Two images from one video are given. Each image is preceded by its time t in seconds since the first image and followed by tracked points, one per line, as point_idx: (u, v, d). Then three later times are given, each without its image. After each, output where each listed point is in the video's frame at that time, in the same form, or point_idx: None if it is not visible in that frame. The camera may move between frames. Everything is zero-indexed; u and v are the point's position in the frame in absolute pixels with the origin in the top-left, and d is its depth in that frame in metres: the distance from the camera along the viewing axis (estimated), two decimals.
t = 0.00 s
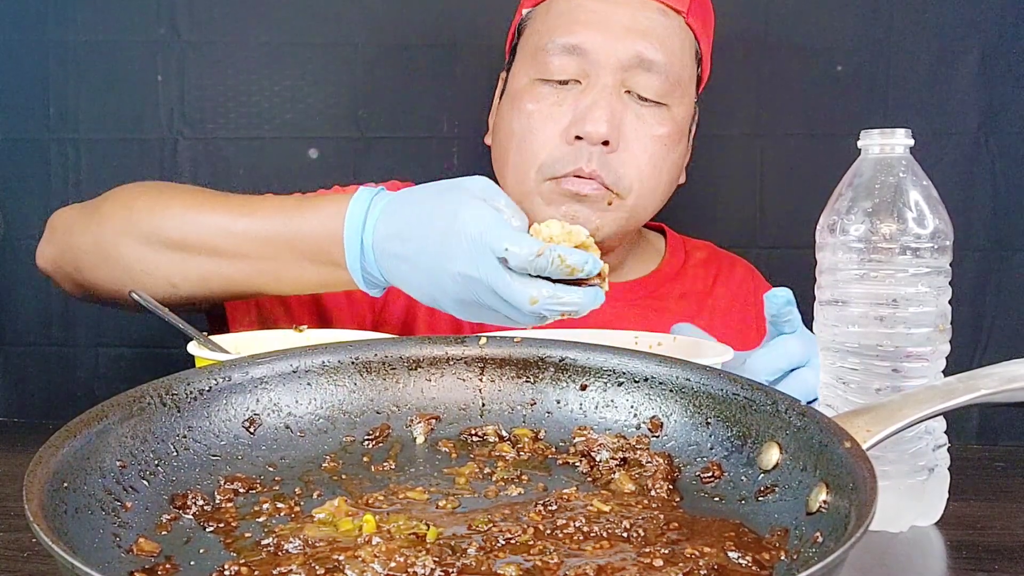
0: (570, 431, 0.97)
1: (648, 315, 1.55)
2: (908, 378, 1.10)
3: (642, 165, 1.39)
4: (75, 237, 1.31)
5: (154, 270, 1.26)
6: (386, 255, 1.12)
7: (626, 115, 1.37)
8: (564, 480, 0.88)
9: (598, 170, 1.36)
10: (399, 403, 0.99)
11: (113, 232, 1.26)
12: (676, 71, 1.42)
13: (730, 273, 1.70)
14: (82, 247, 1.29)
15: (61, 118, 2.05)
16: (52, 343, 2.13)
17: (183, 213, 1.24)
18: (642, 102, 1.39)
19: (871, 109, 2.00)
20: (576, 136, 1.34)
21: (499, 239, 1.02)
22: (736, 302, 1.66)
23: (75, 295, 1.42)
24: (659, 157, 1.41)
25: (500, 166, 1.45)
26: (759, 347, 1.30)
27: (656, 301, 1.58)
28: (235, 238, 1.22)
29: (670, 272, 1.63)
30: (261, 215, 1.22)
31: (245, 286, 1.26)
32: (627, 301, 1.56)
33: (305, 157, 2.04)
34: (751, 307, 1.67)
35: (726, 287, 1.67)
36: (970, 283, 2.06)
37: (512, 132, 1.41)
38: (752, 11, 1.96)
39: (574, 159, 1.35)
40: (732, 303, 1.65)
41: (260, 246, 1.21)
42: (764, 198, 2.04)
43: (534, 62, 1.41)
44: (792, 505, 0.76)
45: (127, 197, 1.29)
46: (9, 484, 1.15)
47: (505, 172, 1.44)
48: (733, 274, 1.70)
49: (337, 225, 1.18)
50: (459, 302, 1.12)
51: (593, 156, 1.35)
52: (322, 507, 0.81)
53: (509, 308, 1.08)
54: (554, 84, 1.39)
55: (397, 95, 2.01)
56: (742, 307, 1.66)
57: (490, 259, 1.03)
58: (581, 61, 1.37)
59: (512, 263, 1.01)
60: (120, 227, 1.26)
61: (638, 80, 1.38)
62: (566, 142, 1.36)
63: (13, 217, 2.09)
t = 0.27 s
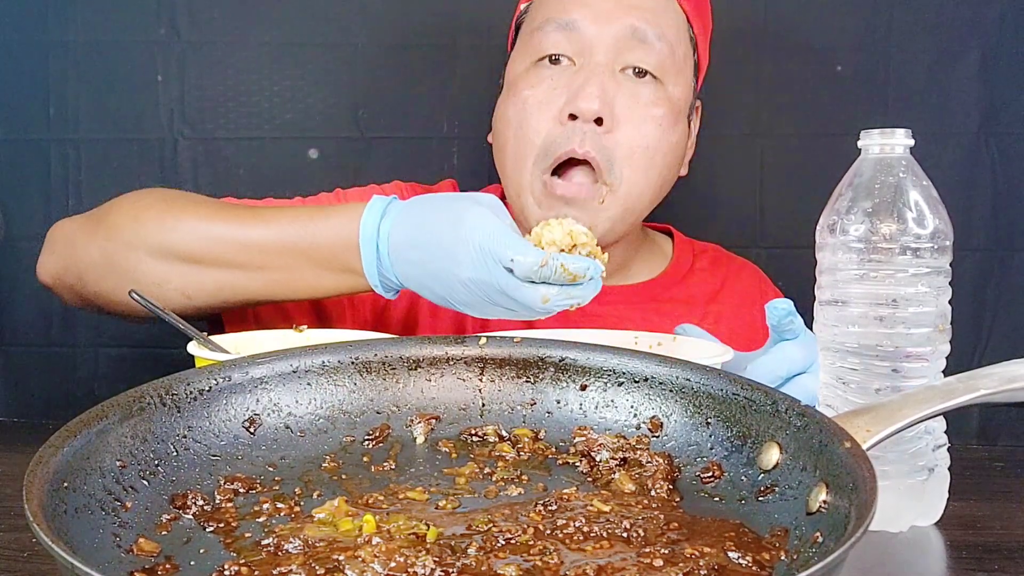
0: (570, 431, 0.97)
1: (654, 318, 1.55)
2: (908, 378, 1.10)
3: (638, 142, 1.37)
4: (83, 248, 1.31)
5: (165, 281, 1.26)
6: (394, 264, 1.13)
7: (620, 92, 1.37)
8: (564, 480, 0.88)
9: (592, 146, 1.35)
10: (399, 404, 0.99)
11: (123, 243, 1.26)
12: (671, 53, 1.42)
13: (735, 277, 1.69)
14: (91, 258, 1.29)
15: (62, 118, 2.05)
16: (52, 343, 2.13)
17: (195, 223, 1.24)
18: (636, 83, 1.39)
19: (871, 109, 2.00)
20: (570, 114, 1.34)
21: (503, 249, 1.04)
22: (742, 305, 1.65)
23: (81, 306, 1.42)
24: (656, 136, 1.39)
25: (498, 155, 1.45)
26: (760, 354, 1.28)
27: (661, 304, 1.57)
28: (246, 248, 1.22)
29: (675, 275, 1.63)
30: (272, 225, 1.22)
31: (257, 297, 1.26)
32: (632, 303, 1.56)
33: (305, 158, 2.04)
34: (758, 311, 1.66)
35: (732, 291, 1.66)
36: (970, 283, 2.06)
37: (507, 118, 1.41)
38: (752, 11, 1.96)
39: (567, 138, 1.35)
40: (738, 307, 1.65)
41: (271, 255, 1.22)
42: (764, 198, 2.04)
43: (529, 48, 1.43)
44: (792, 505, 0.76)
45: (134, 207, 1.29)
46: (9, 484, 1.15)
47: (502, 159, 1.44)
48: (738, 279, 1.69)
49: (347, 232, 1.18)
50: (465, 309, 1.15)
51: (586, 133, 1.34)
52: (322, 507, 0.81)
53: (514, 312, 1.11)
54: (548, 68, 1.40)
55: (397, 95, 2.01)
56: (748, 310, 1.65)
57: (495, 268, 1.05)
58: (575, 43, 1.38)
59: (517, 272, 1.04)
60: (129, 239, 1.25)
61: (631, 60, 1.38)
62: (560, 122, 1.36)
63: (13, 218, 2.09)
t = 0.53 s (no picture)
0: (570, 430, 0.97)
1: (654, 318, 1.56)
2: (908, 378, 1.11)
3: (641, 135, 1.38)
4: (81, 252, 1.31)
5: (166, 282, 1.26)
6: (392, 257, 1.14)
7: (622, 85, 1.37)
8: (564, 480, 0.88)
9: (596, 139, 1.34)
10: (399, 404, 0.99)
11: (122, 246, 1.26)
12: (671, 45, 1.43)
13: (738, 276, 1.69)
14: (90, 263, 1.29)
15: (62, 118, 2.05)
16: (52, 343, 2.13)
17: (193, 223, 1.24)
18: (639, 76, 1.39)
19: (871, 109, 2.00)
20: (572, 107, 1.34)
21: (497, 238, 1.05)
22: (743, 306, 1.65)
23: (82, 310, 1.42)
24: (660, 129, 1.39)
25: (500, 151, 1.44)
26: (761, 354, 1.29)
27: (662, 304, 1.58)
28: (245, 246, 1.22)
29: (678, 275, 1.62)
30: (271, 222, 1.22)
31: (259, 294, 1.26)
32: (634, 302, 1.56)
33: (305, 157, 2.04)
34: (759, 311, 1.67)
35: (734, 292, 1.66)
36: (970, 283, 2.06)
37: (509, 112, 1.40)
38: (752, 11, 1.96)
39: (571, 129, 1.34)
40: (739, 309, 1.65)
41: (270, 253, 1.21)
42: (764, 198, 2.04)
43: (530, 44, 1.43)
44: (792, 505, 0.76)
45: (132, 208, 1.29)
46: (9, 484, 1.15)
47: (505, 154, 1.43)
48: (742, 279, 1.69)
49: (345, 226, 1.18)
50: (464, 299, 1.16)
51: (590, 127, 1.34)
52: (322, 507, 0.81)
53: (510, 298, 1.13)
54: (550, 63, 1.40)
55: (397, 95, 2.01)
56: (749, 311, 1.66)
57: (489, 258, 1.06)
58: (575, 38, 1.38)
59: (511, 261, 1.05)
60: (128, 241, 1.25)
61: (634, 53, 1.38)
62: (562, 114, 1.36)
63: (13, 217, 2.09)
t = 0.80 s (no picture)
0: (570, 431, 0.97)
1: (654, 316, 1.55)
2: (908, 378, 1.11)
3: (640, 149, 1.38)
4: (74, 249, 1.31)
5: (157, 276, 1.26)
6: (382, 244, 1.13)
7: (620, 99, 1.37)
8: (564, 480, 0.88)
9: (594, 154, 1.34)
10: (399, 403, 0.99)
11: (114, 241, 1.26)
12: (671, 54, 1.42)
13: (738, 275, 1.69)
14: (82, 259, 1.29)
15: (62, 118, 2.05)
16: (52, 343, 2.13)
17: (184, 217, 1.24)
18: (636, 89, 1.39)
19: (871, 109, 2.00)
20: (570, 123, 1.34)
21: (494, 224, 1.05)
22: (742, 305, 1.65)
23: (77, 310, 1.41)
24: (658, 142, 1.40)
25: (498, 163, 1.44)
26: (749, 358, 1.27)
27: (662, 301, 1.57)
28: (235, 237, 1.22)
29: (678, 272, 1.62)
30: (261, 213, 1.22)
31: (250, 287, 1.25)
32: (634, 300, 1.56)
33: (305, 157, 2.04)
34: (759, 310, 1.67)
35: (734, 290, 1.66)
36: (970, 283, 2.06)
37: (507, 124, 1.40)
38: (752, 12, 1.96)
39: (567, 146, 1.34)
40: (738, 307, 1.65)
41: (260, 244, 1.21)
42: (763, 198, 2.04)
43: (526, 54, 1.42)
44: (792, 505, 0.76)
45: (124, 204, 1.29)
46: (9, 483, 1.15)
47: (502, 166, 1.43)
48: (741, 278, 1.69)
49: (333, 217, 1.18)
50: (450, 289, 1.15)
51: (588, 142, 1.34)
52: (322, 507, 0.81)
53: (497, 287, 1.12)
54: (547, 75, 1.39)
55: (397, 95, 2.01)
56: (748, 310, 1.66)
57: (484, 244, 1.06)
58: (573, 49, 1.37)
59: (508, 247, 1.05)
60: (120, 236, 1.26)
61: (632, 65, 1.38)
62: (559, 129, 1.36)
63: (13, 217, 2.09)
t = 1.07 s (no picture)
0: (570, 430, 0.97)
1: (654, 315, 1.55)
2: (908, 378, 1.11)
3: (638, 156, 1.37)
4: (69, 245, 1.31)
5: (150, 273, 1.26)
6: (378, 238, 1.13)
7: (618, 105, 1.36)
8: (564, 480, 0.88)
9: (592, 162, 1.34)
10: (399, 404, 0.99)
11: (109, 237, 1.26)
12: (670, 58, 1.42)
13: (738, 275, 1.69)
14: (76, 256, 1.29)
15: (62, 118, 2.05)
16: (52, 343, 2.13)
17: (178, 212, 1.24)
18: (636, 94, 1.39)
19: (871, 109, 2.00)
20: (567, 129, 1.33)
21: (491, 220, 1.05)
22: (741, 305, 1.65)
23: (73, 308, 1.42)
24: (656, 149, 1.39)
25: (496, 167, 1.44)
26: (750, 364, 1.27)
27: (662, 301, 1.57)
28: (229, 233, 1.22)
29: (678, 272, 1.62)
30: (254, 208, 1.22)
31: (244, 283, 1.25)
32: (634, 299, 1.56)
33: (304, 157, 2.04)
34: (758, 310, 1.67)
35: (733, 289, 1.66)
36: (970, 283, 2.05)
37: (504, 129, 1.40)
38: (752, 11, 1.96)
39: (565, 151, 1.34)
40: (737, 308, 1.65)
41: (254, 240, 1.21)
42: (763, 198, 2.04)
43: (526, 57, 1.41)
44: (792, 505, 0.76)
45: (118, 201, 1.29)
46: (9, 483, 1.15)
47: (501, 170, 1.43)
48: (741, 277, 1.69)
49: (329, 211, 1.19)
50: (444, 284, 1.15)
51: (586, 149, 1.33)
52: (322, 507, 0.81)
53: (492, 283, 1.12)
54: (547, 79, 1.39)
55: (397, 95, 2.01)
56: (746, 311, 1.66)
57: (480, 239, 1.06)
58: (573, 54, 1.38)
59: (505, 242, 1.05)
60: (114, 232, 1.26)
61: (631, 70, 1.38)
62: (557, 135, 1.35)
63: (13, 217, 2.09)
